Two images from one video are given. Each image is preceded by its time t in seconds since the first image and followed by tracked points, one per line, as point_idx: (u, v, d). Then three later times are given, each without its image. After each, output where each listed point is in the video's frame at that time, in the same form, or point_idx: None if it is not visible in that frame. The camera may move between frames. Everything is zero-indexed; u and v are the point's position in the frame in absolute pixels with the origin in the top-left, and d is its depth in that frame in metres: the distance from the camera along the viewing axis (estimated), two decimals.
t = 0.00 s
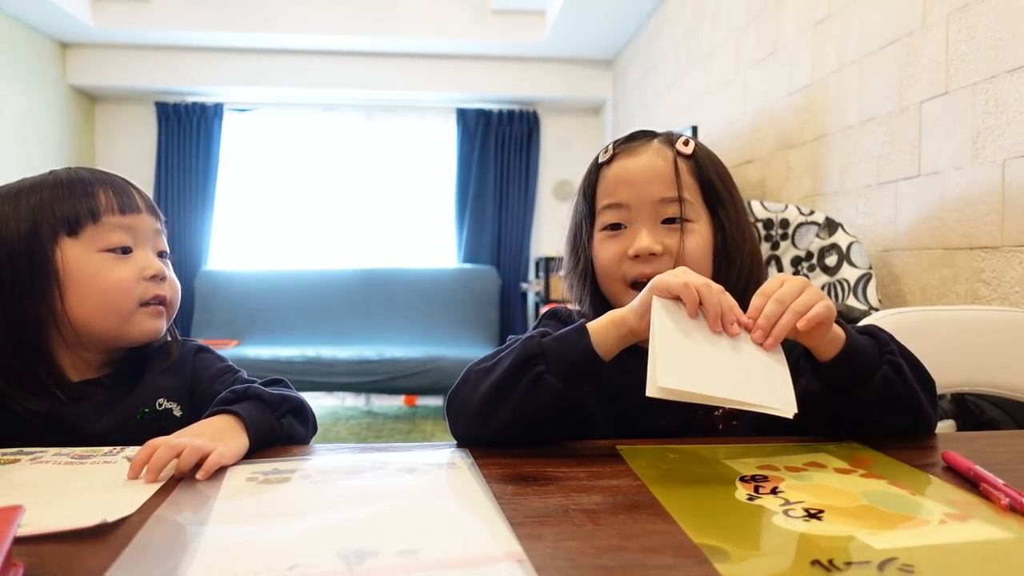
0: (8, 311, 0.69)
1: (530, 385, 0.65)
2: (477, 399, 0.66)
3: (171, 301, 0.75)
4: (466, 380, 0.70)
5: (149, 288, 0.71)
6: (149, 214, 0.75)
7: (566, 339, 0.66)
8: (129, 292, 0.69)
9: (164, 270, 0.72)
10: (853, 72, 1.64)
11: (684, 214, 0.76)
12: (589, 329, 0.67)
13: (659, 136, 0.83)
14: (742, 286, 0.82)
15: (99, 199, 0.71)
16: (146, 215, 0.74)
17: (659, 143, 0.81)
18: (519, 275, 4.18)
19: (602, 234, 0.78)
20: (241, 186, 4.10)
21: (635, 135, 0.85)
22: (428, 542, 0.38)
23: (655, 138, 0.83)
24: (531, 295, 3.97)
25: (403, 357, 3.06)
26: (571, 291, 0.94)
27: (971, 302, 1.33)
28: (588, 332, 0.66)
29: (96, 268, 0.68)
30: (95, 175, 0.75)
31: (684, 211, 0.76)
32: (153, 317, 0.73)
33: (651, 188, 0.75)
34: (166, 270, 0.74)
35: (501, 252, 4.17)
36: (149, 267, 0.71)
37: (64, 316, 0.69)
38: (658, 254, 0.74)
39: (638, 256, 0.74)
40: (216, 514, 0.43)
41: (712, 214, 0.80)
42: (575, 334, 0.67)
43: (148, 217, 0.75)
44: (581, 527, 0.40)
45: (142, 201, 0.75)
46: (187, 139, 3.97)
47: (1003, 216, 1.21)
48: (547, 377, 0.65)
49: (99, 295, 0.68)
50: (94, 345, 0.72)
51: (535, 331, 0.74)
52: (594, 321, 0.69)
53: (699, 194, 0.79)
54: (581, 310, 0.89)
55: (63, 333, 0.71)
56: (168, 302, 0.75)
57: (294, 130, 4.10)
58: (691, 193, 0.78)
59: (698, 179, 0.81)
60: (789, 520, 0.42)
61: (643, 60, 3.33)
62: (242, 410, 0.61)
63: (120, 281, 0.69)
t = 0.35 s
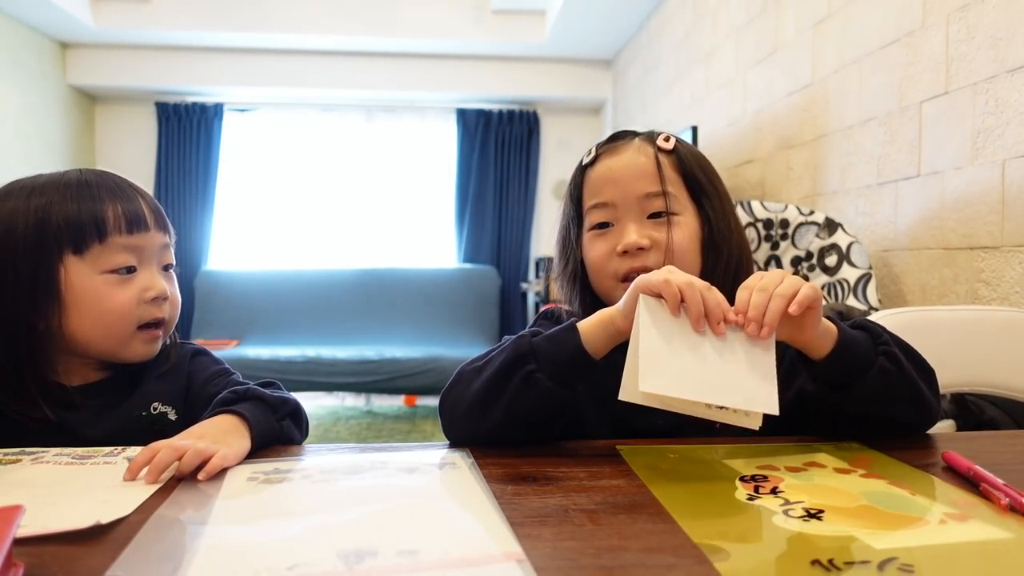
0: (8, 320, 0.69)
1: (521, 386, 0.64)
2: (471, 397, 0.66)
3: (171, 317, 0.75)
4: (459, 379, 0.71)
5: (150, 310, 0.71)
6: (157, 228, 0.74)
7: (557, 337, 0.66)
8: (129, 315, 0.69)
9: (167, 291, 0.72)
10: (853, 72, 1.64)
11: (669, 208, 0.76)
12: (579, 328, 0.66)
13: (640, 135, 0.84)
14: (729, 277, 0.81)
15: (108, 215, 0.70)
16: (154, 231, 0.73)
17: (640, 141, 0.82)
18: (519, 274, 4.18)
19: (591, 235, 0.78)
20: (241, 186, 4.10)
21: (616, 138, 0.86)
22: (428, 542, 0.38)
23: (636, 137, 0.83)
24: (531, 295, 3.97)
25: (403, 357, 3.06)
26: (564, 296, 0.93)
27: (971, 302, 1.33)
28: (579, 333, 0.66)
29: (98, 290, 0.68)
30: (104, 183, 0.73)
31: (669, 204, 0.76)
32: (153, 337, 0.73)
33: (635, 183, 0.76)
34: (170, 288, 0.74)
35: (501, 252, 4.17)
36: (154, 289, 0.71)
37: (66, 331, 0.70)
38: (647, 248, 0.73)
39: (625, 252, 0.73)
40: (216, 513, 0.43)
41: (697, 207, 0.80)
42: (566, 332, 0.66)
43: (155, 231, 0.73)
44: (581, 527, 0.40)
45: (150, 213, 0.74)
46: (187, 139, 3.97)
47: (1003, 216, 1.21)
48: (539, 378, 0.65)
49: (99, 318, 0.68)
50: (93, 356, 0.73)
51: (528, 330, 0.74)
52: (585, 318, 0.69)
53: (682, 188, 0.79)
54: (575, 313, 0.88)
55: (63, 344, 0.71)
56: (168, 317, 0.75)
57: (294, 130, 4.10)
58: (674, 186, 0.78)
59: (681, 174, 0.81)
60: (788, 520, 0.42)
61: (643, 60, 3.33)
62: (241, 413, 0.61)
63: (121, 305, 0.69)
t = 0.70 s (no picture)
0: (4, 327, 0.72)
1: (494, 400, 0.63)
2: (442, 405, 0.65)
3: (141, 334, 0.72)
4: (435, 384, 0.70)
5: (102, 333, 0.68)
6: (120, 246, 0.69)
7: (535, 358, 0.66)
8: (78, 338, 0.68)
9: (118, 315, 0.67)
10: (853, 72, 1.64)
11: (673, 204, 0.76)
12: (560, 349, 0.66)
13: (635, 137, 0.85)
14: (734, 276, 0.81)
15: (60, 234, 0.68)
16: (113, 249, 0.68)
17: (636, 141, 0.82)
18: (519, 275, 4.18)
19: (594, 235, 0.76)
20: (241, 186, 4.10)
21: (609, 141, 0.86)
22: (427, 542, 0.38)
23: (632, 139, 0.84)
24: (531, 295, 3.97)
25: (403, 357, 3.07)
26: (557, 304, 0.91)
27: (971, 302, 1.33)
28: (559, 352, 0.65)
29: (51, 310, 0.68)
30: (82, 197, 0.71)
31: (673, 200, 0.76)
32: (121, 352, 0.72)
33: (638, 180, 0.75)
34: (132, 307, 0.69)
35: (500, 253, 4.17)
36: (97, 314, 0.67)
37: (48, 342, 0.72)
38: (655, 244, 0.72)
39: (632, 248, 0.72)
40: (219, 512, 0.43)
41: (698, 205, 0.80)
42: (547, 352, 0.66)
43: (112, 249, 0.68)
44: (582, 527, 0.40)
45: (116, 229, 0.69)
46: (188, 139, 3.97)
47: (1002, 216, 1.21)
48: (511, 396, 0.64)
49: (57, 337, 0.68)
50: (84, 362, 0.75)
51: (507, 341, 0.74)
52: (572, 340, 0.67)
53: (683, 186, 0.80)
54: (571, 319, 0.86)
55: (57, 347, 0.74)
56: (137, 336, 0.72)
57: (294, 130, 4.10)
58: (676, 183, 0.78)
59: (680, 172, 0.81)
60: (789, 520, 0.42)
61: (643, 60, 3.33)
62: (251, 413, 0.61)
63: (69, 328, 0.67)
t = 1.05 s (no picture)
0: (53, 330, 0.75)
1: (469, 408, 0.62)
2: (415, 406, 0.64)
3: (141, 351, 0.70)
4: (410, 386, 0.68)
5: (99, 344, 0.68)
6: (124, 255, 0.68)
7: (511, 369, 0.65)
8: (77, 345, 0.68)
9: (115, 327, 0.66)
10: (853, 72, 1.64)
11: (696, 228, 0.74)
12: (538, 364, 0.64)
13: (649, 146, 0.81)
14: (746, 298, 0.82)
15: (70, 240, 0.69)
16: (115, 259, 0.68)
17: (653, 153, 0.79)
18: (519, 275, 4.18)
19: (611, 257, 0.74)
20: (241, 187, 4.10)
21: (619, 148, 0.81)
22: (427, 542, 0.38)
23: (647, 148, 0.80)
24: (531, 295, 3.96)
25: (403, 357, 3.07)
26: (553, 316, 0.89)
27: (971, 302, 1.33)
28: (536, 366, 0.64)
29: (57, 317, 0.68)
30: (100, 206, 0.72)
31: (695, 224, 0.74)
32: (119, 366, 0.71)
33: (662, 201, 0.72)
34: (132, 323, 0.68)
35: (500, 253, 4.16)
36: (94, 325, 0.66)
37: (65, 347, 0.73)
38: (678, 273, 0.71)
39: (655, 278, 0.70)
40: (220, 511, 0.43)
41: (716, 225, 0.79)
42: (523, 364, 0.65)
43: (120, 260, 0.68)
44: (581, 527, 0.40)
45: (124, 239, 0.69)
46: (188, 139, 3.97)
47: (1003, 216, 1.21)
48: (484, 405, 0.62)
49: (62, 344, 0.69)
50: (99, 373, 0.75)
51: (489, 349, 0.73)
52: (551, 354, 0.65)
53: (702, 205, 0.78)
54: (569, 335, 0.84)
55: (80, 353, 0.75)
56: (138, 353, 0.71)
57: (294, 130, 4.10)
58: (698, 204, 0.76)
59: (699, 188, 0.79)
60: (789, 520, 0.42)
61: (643, 60, 3.33)
62: (259, 411, 0.62)
63: (68, 336, 0.68)
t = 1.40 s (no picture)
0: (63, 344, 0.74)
1: (444, 416, 0.61)
2: (394, 411, 0.63)
3: (167, 344, 0.69)
4: (393, 390, 0.67)
5: (125, 335, 0.67)
6: (155, 241, 0.69)
7: (486, 379, 0.64)
8: (97, 337, 0.66)
9: (142, 312, 0.66)
10: (853, 72, 1.64)
11: (725, 237, 0.73)
12: (512, 378, 0.63)
13: (677, 148, 0.79)
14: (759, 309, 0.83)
15: (93, 231, 0.69)
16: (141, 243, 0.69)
17: (681, 156, 0.77)
18: (519, 275, 4.18)
19: (639, 263, 0.72)
20: (241, 187, 4.10)
21: (644, 149, 0.79)
22: (427, 542, 0.38)
23: (675, 151, 0.79)
24: (531, 295, 3.97)
25: (403, 357, 3.07)
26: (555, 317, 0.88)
27: (971, 302, 1.33)
28: (508, 379, 0.63)
29: (73, 311, 0.67)
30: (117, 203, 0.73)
31: (726, 233, 0.73)
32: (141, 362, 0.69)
33: (696, 209, 0.71)
34: (160, 311, 0.68)
35: (500, 254, 4.16)
36: (121, 312, 0.66)
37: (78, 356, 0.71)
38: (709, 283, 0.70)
39: (689, 287, 0.70)
40: (221, 510, 0.43)
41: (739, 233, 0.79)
42: (496, 377, 0.64)
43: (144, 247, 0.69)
44: (582, 527, 0.40)
45: (153, 227, 0.70)
46: (188, 139, 3.97)
47: (1003, 216, 1.21)
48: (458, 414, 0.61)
49: (77, 340, 0.67)
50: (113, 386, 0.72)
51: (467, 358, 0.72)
52: (527, 367, 0.64)
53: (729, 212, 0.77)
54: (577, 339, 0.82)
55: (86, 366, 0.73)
56: (165, 347, 0.69)
57: (294, 130, 4.10)
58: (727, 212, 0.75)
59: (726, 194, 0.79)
60: (790, 520, 0.42)
61: (643, 60, 3.34)
62: (260, 410, 0.62)
63: (89, 328, 0.66)
